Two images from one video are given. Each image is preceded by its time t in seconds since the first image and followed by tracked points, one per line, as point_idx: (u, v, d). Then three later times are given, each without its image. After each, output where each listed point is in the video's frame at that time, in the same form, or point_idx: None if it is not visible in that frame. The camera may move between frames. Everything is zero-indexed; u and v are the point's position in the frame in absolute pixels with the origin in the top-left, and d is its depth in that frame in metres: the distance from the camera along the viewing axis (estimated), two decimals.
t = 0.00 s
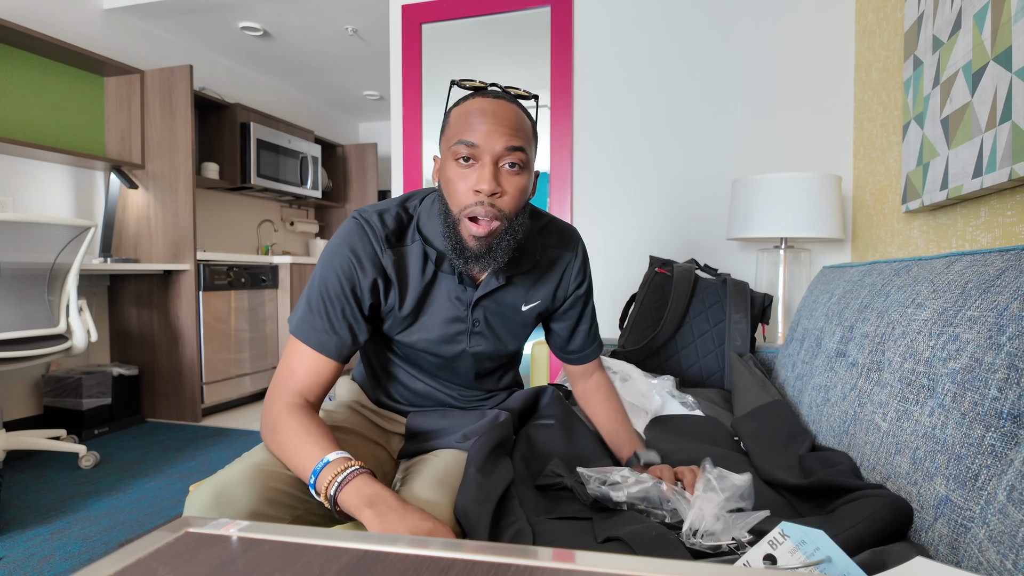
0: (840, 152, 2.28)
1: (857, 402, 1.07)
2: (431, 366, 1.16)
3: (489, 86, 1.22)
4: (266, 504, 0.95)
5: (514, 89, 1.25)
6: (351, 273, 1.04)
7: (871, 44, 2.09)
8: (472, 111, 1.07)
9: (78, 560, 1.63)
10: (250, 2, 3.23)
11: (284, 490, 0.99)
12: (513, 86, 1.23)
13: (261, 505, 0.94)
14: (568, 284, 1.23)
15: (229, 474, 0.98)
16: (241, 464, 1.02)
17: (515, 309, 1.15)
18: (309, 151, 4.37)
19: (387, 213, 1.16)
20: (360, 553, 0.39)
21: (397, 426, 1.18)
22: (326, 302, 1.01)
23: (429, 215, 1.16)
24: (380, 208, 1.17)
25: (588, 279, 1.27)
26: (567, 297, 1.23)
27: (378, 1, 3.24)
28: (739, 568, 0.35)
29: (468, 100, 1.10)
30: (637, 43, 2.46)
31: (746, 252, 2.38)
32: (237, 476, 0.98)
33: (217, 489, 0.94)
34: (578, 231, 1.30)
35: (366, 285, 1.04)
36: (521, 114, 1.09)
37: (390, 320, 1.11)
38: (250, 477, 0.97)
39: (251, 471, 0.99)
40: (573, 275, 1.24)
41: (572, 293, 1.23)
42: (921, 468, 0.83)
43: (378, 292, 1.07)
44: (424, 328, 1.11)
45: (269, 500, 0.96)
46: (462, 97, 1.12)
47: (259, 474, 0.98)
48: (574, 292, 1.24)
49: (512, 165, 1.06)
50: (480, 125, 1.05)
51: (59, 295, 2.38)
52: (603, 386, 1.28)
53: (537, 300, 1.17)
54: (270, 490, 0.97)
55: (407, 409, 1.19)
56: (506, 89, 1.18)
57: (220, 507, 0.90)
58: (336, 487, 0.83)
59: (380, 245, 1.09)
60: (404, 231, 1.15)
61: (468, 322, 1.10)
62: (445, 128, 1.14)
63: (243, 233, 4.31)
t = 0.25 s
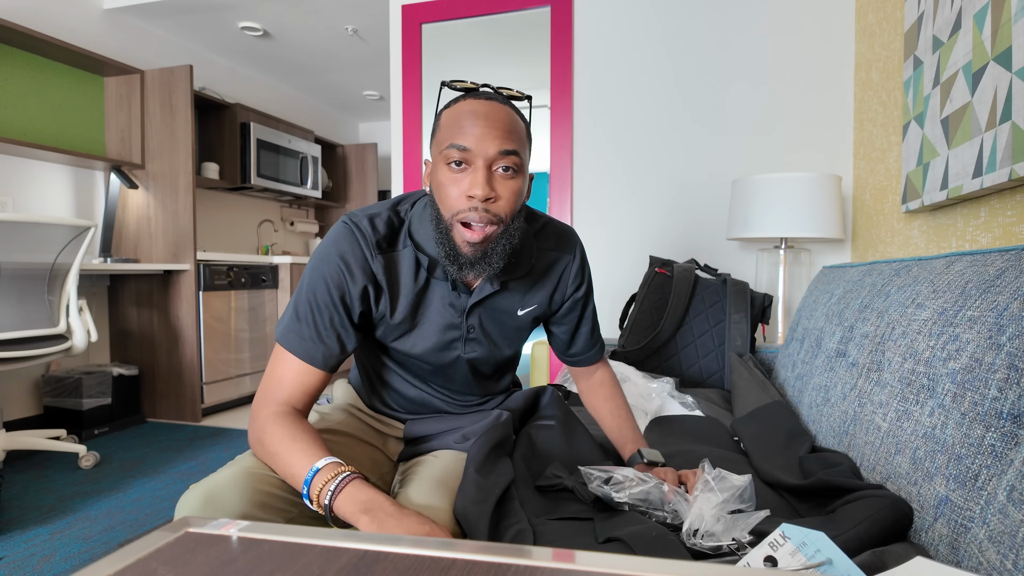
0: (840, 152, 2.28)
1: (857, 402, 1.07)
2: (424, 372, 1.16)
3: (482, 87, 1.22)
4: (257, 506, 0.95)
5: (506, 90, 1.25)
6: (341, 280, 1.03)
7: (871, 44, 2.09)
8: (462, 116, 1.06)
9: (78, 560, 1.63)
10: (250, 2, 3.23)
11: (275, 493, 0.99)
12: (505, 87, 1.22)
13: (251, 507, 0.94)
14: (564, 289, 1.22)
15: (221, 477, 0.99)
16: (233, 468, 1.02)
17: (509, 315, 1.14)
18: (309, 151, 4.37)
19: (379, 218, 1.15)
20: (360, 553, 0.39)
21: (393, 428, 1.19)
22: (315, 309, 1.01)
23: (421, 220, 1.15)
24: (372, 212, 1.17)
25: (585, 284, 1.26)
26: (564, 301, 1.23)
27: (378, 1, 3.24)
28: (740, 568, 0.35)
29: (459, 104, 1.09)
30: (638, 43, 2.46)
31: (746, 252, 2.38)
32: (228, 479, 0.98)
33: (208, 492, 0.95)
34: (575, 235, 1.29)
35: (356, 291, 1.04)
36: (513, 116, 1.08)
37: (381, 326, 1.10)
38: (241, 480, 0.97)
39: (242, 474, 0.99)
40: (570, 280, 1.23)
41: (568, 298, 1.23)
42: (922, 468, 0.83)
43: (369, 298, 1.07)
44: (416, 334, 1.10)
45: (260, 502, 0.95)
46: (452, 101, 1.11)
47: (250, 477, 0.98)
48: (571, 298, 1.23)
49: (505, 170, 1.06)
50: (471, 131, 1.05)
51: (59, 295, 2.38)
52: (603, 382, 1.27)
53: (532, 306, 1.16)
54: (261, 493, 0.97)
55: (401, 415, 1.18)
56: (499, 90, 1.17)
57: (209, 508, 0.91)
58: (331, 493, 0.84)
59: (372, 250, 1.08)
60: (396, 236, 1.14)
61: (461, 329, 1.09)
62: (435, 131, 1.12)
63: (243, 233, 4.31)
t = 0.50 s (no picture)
0: (840, 153, 2.28)
1: (857, 402, 1.07)
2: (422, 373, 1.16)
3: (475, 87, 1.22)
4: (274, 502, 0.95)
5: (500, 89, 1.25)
6: (332, 278, 1.04)
7: (871, 44, 2.09)
8: (457, 117, 1.07)
9: (78, 560, 1.63)
10: (250, 3, 3.23)
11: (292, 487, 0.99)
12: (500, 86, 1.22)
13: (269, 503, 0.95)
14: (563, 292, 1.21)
15: (239, 472, 0.98)
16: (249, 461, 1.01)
17: (504, 316, 1.14)
18: (309, 151, 4.37)
19: (376, 219, 1.16)
20: (360, 553, 0.39)
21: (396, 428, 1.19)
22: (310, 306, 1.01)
23: (416, 220, 1.16)
24: (368, 212, 1.17)
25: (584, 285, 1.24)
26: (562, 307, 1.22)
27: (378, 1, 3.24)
28: (740, 569, 0.35)
29: (453, 105, 1.09)
30: (638, 43, 2.46)
31: (746, 252, 2.38)
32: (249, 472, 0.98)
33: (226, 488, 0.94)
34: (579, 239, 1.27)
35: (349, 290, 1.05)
36: (505, 118, 1.09)
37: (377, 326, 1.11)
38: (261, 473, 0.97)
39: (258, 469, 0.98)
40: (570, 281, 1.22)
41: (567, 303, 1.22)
42: (921, 468, 0.83)
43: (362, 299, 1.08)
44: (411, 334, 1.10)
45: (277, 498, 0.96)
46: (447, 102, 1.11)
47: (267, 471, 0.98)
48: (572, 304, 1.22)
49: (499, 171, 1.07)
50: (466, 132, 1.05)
51: (59, 295, 2.38)
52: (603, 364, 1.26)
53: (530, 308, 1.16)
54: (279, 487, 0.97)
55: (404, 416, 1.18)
56: (491, 89, 1.17)
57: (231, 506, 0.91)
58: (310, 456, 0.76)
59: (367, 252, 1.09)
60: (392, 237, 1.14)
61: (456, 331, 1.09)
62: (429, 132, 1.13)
63: (243, 233, 4.31)
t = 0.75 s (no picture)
0: (840, 153, 2.28)
1: (857, 402, 1.07)
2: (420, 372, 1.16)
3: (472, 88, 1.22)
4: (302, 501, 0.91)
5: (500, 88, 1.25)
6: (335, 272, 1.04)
7: (871, 44, 2.09)
8: (453, 117, 1.07)
9: (78, 560, 1.63)
10: (250, 3, 3.23)
11: (319, 485, 0.94)
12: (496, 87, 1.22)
13: (296, 502, 0.90)
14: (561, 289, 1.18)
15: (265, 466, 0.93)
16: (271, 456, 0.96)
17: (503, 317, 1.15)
18: (309, 150, 4.37)
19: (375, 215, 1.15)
20: (360, 553, 0.39)
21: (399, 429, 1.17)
22: (317, 301, 1.02)
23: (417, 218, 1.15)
24: (368, 211, 1.16)
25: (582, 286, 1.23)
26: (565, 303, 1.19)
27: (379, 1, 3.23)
28: (740, 569, 0.35)
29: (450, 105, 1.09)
30: (638, 43, 2.46)
31: (746, 252, 2.38)
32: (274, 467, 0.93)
33: (255, 485, 0.89)
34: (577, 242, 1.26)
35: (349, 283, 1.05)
36: (502, 118, 1.08)
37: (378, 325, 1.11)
38: (290, 468, 0.92)
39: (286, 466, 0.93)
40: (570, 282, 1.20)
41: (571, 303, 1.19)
42: (922, 468, 0.83)
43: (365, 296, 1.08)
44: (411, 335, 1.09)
45: (305, 497, 0.91)
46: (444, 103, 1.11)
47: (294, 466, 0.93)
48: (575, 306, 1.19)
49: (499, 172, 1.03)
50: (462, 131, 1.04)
51: (59, 295, 2.38)
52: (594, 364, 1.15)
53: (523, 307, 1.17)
54: (307, 485, 0.92)
55: (406, 416, 1.17)
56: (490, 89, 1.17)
57: (263, 504, 0.86)
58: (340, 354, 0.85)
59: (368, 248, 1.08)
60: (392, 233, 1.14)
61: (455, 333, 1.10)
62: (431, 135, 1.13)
63: (243, 233, 4.31)
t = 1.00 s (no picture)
0: (840, 153, 2.28)
1: (857, 402, 1.07)
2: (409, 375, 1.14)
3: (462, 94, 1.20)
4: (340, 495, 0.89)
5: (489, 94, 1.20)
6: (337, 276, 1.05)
7: (871, 44, 2.09)
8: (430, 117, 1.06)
9: (79, 560, 1.63)
10: (250, 3, 3.23)
11: (356, 484, 0.93)
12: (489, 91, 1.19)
13: (335, 495, 0.88)
14: (520, 300, 1.06)
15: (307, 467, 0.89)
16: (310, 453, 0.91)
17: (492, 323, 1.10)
18: (310, 151, 4.37)
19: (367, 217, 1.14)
20: (360, 553, 0.39)
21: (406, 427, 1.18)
22: (316, 300, 1.03)
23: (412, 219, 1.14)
24: (363, 213, 1.16)
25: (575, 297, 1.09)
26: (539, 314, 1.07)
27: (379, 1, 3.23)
28: (738, 568, 0.35)
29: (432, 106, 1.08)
30: (638, 42, 2.46)
31: (746, 252, 2.38)
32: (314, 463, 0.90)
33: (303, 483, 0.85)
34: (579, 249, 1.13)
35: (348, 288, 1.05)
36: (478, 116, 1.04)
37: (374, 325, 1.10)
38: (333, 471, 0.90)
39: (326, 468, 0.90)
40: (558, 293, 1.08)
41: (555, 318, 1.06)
42: (921, 468, 0.83)
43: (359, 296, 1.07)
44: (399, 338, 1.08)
45: (342, 491, 0.89)
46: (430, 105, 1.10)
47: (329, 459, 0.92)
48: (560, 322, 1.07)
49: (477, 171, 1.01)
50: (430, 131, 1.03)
51: (59, 295, 2.38)
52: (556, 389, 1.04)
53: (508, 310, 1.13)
54: (343, 478, 0.91)
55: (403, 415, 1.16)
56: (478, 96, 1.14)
57: (311, 497, 0.83)
58: (369, 318, 0.92)
59: (364, 251, 1.08)
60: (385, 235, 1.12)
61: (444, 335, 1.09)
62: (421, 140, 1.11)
63: (243, 233, 4.31)
